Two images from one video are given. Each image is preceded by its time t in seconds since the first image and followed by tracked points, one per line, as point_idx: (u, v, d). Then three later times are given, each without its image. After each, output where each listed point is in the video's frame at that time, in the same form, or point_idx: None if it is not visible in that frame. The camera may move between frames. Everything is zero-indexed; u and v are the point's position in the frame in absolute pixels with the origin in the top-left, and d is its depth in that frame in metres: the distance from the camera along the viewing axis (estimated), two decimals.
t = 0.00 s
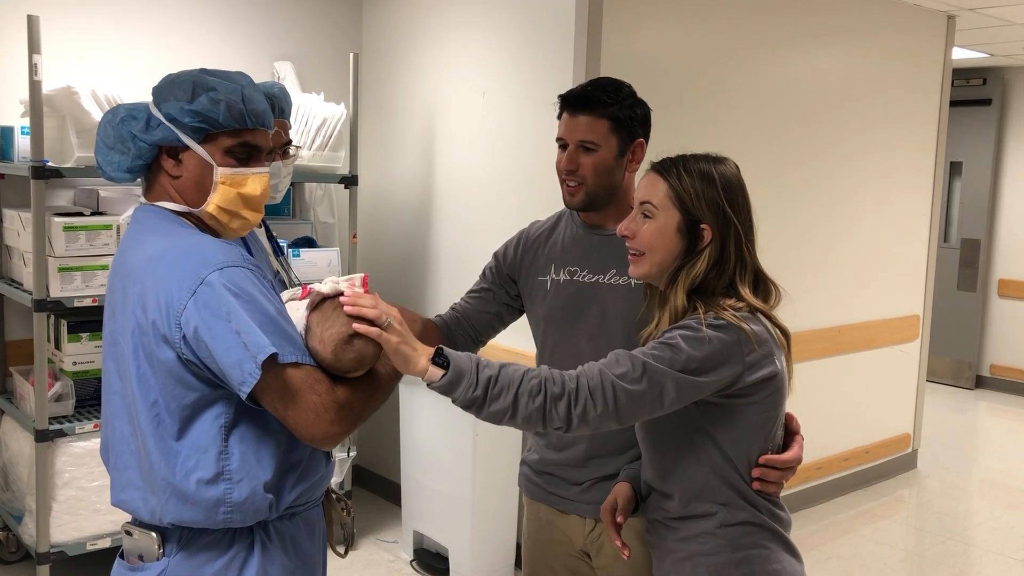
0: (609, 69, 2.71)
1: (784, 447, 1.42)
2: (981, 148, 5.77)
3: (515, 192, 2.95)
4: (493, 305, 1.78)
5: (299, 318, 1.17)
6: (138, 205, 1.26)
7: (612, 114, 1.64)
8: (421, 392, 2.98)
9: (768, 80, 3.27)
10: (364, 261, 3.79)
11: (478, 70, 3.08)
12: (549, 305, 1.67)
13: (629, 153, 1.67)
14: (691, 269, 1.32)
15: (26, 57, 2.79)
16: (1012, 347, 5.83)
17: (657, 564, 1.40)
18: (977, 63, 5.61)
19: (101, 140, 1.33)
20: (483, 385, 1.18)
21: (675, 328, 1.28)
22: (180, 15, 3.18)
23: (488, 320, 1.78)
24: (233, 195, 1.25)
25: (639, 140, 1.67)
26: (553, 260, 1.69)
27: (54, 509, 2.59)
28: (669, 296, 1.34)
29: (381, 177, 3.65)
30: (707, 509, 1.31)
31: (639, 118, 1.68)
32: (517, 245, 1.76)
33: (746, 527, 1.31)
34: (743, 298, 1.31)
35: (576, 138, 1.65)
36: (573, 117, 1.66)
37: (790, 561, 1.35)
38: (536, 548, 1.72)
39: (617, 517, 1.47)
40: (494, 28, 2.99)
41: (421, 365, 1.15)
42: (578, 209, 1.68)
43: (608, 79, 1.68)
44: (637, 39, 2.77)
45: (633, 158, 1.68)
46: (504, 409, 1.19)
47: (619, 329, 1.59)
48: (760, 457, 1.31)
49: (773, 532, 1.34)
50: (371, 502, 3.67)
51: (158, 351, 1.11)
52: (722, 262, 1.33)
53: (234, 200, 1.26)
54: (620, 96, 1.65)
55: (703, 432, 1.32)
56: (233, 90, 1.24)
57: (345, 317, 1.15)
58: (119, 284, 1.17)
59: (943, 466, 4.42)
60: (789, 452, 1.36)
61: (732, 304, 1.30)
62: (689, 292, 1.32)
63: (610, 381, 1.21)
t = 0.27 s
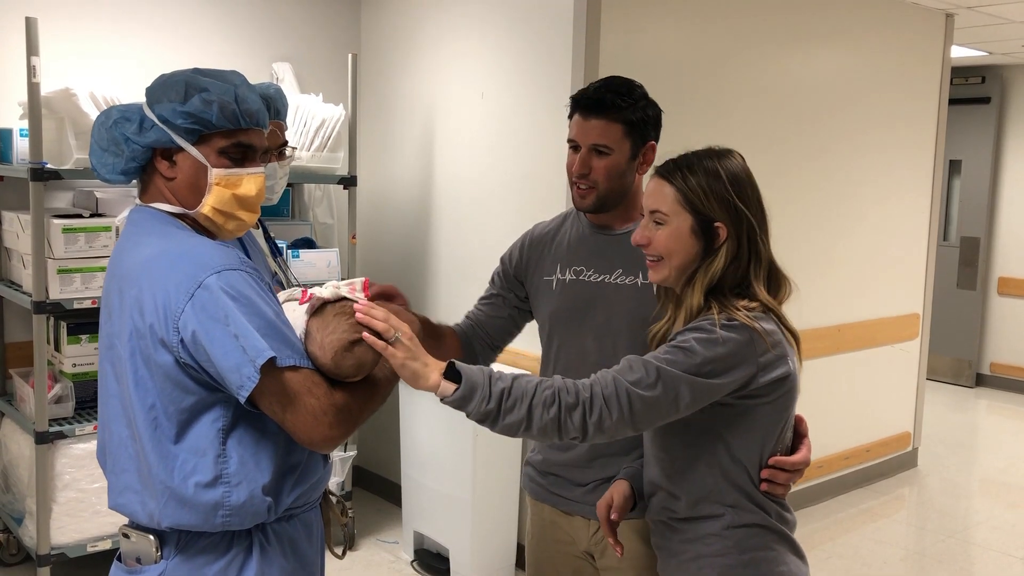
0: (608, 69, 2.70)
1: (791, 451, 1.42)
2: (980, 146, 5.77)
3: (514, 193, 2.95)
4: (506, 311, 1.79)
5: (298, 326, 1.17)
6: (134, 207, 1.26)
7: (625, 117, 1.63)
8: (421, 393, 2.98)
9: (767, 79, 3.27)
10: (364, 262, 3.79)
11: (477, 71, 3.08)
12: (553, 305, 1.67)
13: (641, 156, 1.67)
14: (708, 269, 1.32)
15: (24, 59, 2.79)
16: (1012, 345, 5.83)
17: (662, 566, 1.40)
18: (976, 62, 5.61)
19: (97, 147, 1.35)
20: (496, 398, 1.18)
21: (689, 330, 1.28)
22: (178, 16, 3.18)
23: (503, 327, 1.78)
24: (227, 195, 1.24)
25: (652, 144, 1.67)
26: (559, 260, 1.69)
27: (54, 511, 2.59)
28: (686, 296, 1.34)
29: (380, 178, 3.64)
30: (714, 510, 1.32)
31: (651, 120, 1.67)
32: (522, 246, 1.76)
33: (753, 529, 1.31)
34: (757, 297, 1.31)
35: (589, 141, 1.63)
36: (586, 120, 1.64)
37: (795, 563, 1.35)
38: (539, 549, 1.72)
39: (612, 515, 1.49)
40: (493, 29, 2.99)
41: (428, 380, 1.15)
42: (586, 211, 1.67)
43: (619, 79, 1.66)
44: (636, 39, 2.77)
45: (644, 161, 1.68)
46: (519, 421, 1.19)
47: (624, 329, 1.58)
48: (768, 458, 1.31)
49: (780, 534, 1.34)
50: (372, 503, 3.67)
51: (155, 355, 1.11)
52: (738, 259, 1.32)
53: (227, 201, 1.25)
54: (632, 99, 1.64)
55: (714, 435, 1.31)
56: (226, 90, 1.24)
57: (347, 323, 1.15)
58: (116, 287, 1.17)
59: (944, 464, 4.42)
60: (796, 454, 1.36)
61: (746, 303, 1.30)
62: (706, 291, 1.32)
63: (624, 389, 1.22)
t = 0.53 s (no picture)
0: (606, 68, 2.70)
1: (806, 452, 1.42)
2: (979, 145, 5.78)
3: (513, 193, 2.95)
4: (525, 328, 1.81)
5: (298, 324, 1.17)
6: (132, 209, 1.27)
7: (635, 119, 1.60)
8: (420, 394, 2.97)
9: (765, 78, 3.27)
10: (363, 263, 3.79)
11: (476, 71, 3.08)
12: (552, 305, 1.68)
13: (647, 158, 1.65)
14: (719, 268, 1.32)
15: (23, 61, 2.79)
16: (1011, 344, 5.83)
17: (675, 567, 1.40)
18: (975, 60, 5.61)
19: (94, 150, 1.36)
20: (507, 406, 1.19)
21: (702, 332, 1.28)
22: (176, 17, 3.18)
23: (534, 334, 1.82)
24: (223, 195, 1.24)
25: (658, 146, 1.65)
26: (559, 260, 1.69)
27: (54, 513, 2.59)
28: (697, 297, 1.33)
29: (379, 178, 3.65)
30: (728, 512, 1.32)
31: (660, 122, 1.65)
32: (524, 249, 1.77)
33: (767, 532, 1.31)
34: (770, 298, 1.31)
35: (597, 142, 1.60)
36: (595, 119, 1.61)
37: (808, 565, 1.36)
38: (542, 550, 1.72)
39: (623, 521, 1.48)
40: (491, 29, 2.99)
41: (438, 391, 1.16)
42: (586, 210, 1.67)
43: (628, 79, 1.63)
44: (634, 39, 2.77)
45: (649, 164, 1.66)
46: (532, 429, 1.20)
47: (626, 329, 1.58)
48: (783, 460, 1.31)
49: (793, 536, 1.34)
50: (372, 504, 3.67)
51: (155, 357, 1.11)
52: (749, 260, 1.32)
53: (223, 201, 1.24)
54: (642, 100, 1.61)
55: (729, 438, 1.31)
56: (219, 89, 1.24)
57: (350, 328, 1.14)
58: (115, 290, 1.17)
59: (944, 462, 4.42)
60: (811, 455, 1.36)
61: (759, 304, 1.30)
62: (719, 293, 1.32)
63: (636, 395, 1.22)
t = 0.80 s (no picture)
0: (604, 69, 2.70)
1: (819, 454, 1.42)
2: (977, 144, 5.78)
3: (512, 193, 2.95)
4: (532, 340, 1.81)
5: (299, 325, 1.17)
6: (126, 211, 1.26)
7: (636, 121, 1.59)
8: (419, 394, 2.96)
9: (764, 77, 3.28)
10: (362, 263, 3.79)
11: (474, 72, 3.08)
12: (552, 305, 1.68)
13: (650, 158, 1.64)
14: (727, 269, 1.31)
15: (21, 62, 2.79)
16: (1010, 343, 5.84)
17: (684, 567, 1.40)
18: (973, 59, 5.61)
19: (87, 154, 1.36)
20: (512, 411, 1.22)
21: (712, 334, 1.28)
22: (175, 18, 3.18)
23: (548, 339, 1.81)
24: (216, 195, 1.24)
25: (659, 147, 1.64)
26: (560, 261, 1.70)
27: (53, 514, 2.58)
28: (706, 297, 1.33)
29: (377, 179, 3.65)
30: (741, 516, 1.31)
31: (661, 121, 1.64)
32: (526, 251, 1.77)
33: (781, 536, 1.31)
34: (780, 300, 1.31)
35: (599, 145, 1.59)
36: (595, 121, 1.60)
37: (821, 569, 1.35)
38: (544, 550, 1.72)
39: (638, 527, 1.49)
40: (489, 30, 2.99)
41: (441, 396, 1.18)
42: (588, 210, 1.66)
43: (629, 78, 1.62)
44: (632, 39, 2.77)
45: (652, 164, 1.65)
46: (539, 433, 1.22)
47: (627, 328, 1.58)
48: (796, 464, 1.31)
49: (807, 541, 1.33)
50: (372, 504, 3.67)
51: (153, 358, 1.11)
52: (756, 261, 1.32)
53: (217, 201, 1.24)
54: (643, 101, 1.60)
55: (741, 442, 1.30)
56: (210, 89, 1.24)
57: (349, 329, 1.13)
58: (112, 290, 1.17)
59: (943, 461, 4.43)
60: (823, 458, 1.37)
61: (769, 306, 1.29)
62: (726, 293, 1.31)
63: (644, 398, 1.23)
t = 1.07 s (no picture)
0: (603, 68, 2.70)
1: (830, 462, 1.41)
2: (976, 144, 5.78)
3: (511, 193, 2.95)
4: (528, 338, 1.80)
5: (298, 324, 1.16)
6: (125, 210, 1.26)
7: (632, 123, 1.58)
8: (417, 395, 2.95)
9: (762, 77, 3.28)
10: (360, 263, 3.78)
11: (473, 72, 3.08)
12: (550, 304, 1.67)
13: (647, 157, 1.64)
14: (738, 271, 1.31)
15: (19, 61, 2.78)
16: (1008, 343, 5.85)
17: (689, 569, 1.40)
18: (972, 59, 5.61)
19: (84, 153, 1.35)
20: (518, 418, 1.21)
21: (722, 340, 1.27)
22: (173, 18, 3.17)
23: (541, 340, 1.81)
24: (217, 193, 1.23)
25: (657, 146, 1.64)
26: (558, 259, 1.69)
27: (51, 514, 2.58)
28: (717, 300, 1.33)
29: (376, 179, 3.64)
30: (747, 521, 1.31)
31: (657, 121, 1.63)
32: (523, 250, 1.76)
33: (787, 542, 1.30)
34: (792, 304, 1.31)
35: (596, 150, 1.59)
36: (591, 126, 1.59)
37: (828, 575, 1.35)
38: (543, 549, 1.72)
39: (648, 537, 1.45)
40: (488, 30, 2.99)
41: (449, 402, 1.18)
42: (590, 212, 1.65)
43: (624, 78, 1.61)
44: (631, 38, 2.77)
45: (649, 162, 1.65)
46: (545, 440, 1.22)
47: (625, 326, 1.58)
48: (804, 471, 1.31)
49: (815, 548, 1.33)
50: (370, 504, 3.67)
51: (151, 355, 1.11)
52: (767, 262, 1.31)
53: (217, 200, 1.24)
54: (638, 101, 1.59)
55: (750, 449, 1.30)
56: (211, 89, 1.24)
57: (348, 326, 1.14)
58: (111, 288, 1.16)
59: (942, 461, 4.43)
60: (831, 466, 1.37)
61: (781, 312, 1.29)
62: (739, 296, 1.31)
63: (652, 407, 1.22)
